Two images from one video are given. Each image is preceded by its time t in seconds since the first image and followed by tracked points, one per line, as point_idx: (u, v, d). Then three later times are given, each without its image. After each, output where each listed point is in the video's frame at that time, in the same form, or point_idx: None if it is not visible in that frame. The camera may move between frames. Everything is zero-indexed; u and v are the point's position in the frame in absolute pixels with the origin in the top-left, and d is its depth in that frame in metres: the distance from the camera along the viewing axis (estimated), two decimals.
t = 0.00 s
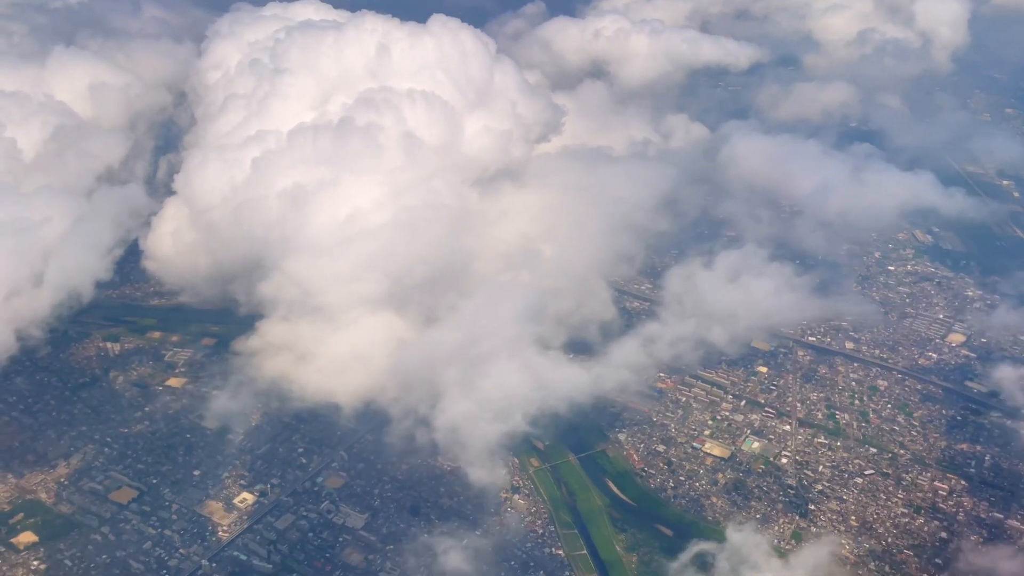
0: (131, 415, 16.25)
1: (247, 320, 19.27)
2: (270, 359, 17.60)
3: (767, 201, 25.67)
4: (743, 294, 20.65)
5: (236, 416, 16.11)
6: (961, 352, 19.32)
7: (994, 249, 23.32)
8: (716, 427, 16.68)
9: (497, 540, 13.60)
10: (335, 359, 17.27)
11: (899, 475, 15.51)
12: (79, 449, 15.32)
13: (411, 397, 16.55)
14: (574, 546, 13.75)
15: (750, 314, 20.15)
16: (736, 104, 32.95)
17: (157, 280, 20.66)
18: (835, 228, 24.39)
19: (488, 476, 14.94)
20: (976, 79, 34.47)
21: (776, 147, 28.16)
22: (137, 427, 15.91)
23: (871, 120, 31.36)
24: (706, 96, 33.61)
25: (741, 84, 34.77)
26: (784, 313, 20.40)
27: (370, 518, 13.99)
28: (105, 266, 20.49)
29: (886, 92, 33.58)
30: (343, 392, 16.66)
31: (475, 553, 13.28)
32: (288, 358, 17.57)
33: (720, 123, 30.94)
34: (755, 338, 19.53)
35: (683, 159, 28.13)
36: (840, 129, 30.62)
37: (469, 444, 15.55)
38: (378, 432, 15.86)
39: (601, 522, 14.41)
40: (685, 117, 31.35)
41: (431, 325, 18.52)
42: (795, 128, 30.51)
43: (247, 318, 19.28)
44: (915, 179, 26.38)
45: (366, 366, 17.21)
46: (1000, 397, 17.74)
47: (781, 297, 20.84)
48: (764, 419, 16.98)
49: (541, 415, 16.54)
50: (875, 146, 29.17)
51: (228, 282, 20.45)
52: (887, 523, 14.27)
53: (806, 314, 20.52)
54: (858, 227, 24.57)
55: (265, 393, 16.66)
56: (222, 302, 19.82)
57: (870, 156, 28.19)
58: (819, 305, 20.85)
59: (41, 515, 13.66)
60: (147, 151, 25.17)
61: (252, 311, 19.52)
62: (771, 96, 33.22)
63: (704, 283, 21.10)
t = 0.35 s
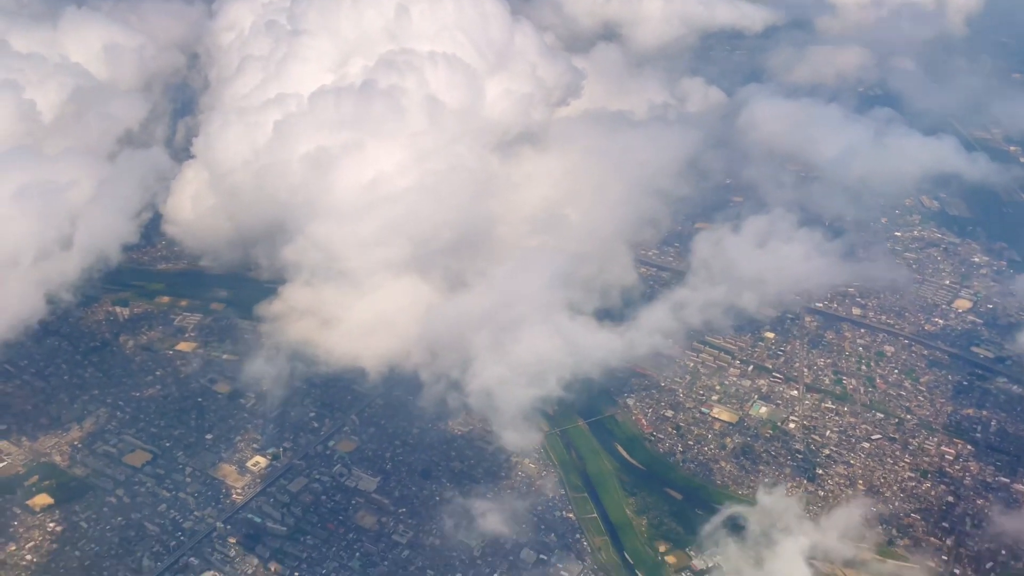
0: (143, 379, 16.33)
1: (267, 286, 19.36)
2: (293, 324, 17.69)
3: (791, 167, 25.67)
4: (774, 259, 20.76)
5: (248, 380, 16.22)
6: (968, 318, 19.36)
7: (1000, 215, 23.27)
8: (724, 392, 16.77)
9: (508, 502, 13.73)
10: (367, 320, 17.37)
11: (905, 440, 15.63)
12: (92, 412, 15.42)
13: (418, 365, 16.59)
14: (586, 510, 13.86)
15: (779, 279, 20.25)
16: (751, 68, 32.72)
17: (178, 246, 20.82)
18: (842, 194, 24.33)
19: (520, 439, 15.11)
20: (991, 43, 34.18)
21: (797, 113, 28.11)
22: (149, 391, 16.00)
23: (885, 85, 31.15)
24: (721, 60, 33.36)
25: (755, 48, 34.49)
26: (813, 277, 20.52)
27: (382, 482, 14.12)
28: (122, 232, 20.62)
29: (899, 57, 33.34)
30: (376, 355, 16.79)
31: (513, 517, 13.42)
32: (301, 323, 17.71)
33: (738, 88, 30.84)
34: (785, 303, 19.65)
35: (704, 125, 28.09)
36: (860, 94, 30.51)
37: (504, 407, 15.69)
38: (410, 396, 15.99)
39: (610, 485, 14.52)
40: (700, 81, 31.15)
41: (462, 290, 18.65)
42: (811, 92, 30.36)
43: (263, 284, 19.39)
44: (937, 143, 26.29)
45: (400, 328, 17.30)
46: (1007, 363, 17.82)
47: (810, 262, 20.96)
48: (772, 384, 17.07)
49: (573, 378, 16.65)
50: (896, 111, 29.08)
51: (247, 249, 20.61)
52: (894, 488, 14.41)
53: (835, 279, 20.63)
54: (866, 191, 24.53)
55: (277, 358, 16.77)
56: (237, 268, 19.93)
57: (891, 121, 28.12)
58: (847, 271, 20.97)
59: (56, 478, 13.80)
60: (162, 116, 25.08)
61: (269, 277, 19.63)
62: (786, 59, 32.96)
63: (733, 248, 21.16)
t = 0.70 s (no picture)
0: (155, 335, 16.41)
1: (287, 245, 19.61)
2: (321, 280, 18.07)
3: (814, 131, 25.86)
4: (807, 219, 21.08)
5: (259, 338, 16.34)
6: (977, 277, 19.37)
7: (1010, 173, 23.39)
8: (734, 349, 16.86)
9: (519, 457, 13.86)
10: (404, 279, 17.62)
11: (913, 397, 15.74)
12: (106, 368, 15.52)
13: (434, 323, 16.85)
14: (600, 465, 13.97)
15: (814, 237, 20.58)
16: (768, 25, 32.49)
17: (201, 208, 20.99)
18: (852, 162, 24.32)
19: (554, 395, 15.33)
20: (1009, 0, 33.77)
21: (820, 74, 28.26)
22: (162, 347, 16.09)
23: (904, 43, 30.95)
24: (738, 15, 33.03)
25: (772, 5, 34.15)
26: (847, 234, 20.80)
27: (396, 438, 14.24)
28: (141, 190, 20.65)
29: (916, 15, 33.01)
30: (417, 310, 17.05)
31: (549, 473, 13.60)
32: (314, 283, 17.94)
33: (758, 45, 30.81)
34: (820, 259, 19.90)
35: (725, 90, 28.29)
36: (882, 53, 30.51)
37: (543, 361, 15.99)
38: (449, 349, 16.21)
39: (621, 441, 14.64)
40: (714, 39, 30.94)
41: (495, 252, 18.96)
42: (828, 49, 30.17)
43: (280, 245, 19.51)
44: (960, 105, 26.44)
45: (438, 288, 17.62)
46: (1016, 322, 17.86)
47: (840, 221, 21.22)
48: (781, 342, 17.15)
49: (609, 335, 16.96)
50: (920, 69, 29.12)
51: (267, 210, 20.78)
52: (902, 444, 14.54)
53: (867, 236, 20.85)
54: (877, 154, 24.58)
55: (290, 318, 16.91)
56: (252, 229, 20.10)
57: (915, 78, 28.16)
58: (878, 228, 21.16)
59: (73, 433, 13.94)
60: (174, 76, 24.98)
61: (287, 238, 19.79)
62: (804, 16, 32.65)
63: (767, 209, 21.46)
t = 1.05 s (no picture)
0: (166, 301, 16.42)
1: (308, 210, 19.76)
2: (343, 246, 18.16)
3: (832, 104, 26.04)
4: (842, 186, 21.26)
5: (271, 304, 16.44)
6: (989, 243, 19.29)
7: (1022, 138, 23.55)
8: (745, 316, 16.86)
9: (532, 423, 13.94)
10: (438, 242, 17.63)
11: (924, 363, 15.77)
12: (118, 333, 15.54)
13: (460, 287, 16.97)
14: (628, 430, 14.13)
15: (847, 204, 20.74)
16: None
17: (222, 178, 21.14)
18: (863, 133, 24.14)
19: (593, 361, 15.53)
20: None
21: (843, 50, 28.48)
22: (174, 312, 16.11)
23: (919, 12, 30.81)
24: None
25: None
26: (880, 201, 20.95)
27: (409, 403, 14.29)
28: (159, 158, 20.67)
29: None
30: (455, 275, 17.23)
31: (592, 437, 13.76)
32: (325, 253, 18.06)
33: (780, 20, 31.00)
34: (856, 224, 20.07)
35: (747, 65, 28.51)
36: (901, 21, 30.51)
37: (581, 326, 16.22)
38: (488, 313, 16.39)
39: (633, 406, 14.67)
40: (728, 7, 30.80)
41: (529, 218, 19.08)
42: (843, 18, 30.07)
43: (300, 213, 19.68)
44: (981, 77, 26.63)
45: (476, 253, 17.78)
46: None
47: (874, 188, 21.39)
48: (792, 309, 17.14)
49: (647, 300, 17.15)
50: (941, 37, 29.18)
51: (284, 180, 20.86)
52: (913, 409, 14.59)
53: (902, 200, 20.99)
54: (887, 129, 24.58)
55: (301, 285, 16.94)
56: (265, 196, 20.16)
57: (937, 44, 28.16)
58: (911, 194, 21.27)
59: (88, 397, 14.00)
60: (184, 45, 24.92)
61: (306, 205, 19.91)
62: None
63: (803, 176, 21.64)
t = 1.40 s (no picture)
0: (179, 272, 16.42)
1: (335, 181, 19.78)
2: (373, 218, 18.21)
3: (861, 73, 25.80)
4: (879, 157, 21.16)
5: (284, 276, 16.44)
6: (1002, 216, 19.21)
7: None
8: (758, 288, 16.82)
9: (547, 394, 13.98)
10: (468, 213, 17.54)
11: (938, 336, 15.76)
12: (132, 304, 15.55)
13: (490, 260, 17.00)
14: (664, 402, 14.18)
15: (884, 175, 20.65)
16: None
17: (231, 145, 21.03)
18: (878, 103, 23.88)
19: (630, 334, 15.58)
20: None
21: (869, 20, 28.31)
22: (187, 283, 16.12)
23: None
24: None
25: None
26: (917, 173, 20.87)
27: (424, 374, 14.31)
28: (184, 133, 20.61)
29: None
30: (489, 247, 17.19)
31: (632, 411, 13.87)
32: (338, 225, 18.07)
33: None
34: (892, 195, 20.01)
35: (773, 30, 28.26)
36: None
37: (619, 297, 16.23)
38: (522, 287, 16.43)
39: (648, 378, 14.65)
40: None
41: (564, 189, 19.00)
42: None
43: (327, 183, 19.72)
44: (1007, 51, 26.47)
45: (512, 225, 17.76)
46: None
47: (911, 160, 21.31)
48: (805, 281, 17.11)
49: (686, 270, 17.11)
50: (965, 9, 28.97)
51: (301, 150, 20.77)
52: (927, 382, 14.60)
53: (938, 172, 20.91)
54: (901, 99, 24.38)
55: (313, 257, 16.96)
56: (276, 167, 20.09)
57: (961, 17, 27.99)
58: (946, 166, 21.18)
59: (104, 368, 14.05)
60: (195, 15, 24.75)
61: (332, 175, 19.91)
62: None
63: (840, 147, 21.52)
